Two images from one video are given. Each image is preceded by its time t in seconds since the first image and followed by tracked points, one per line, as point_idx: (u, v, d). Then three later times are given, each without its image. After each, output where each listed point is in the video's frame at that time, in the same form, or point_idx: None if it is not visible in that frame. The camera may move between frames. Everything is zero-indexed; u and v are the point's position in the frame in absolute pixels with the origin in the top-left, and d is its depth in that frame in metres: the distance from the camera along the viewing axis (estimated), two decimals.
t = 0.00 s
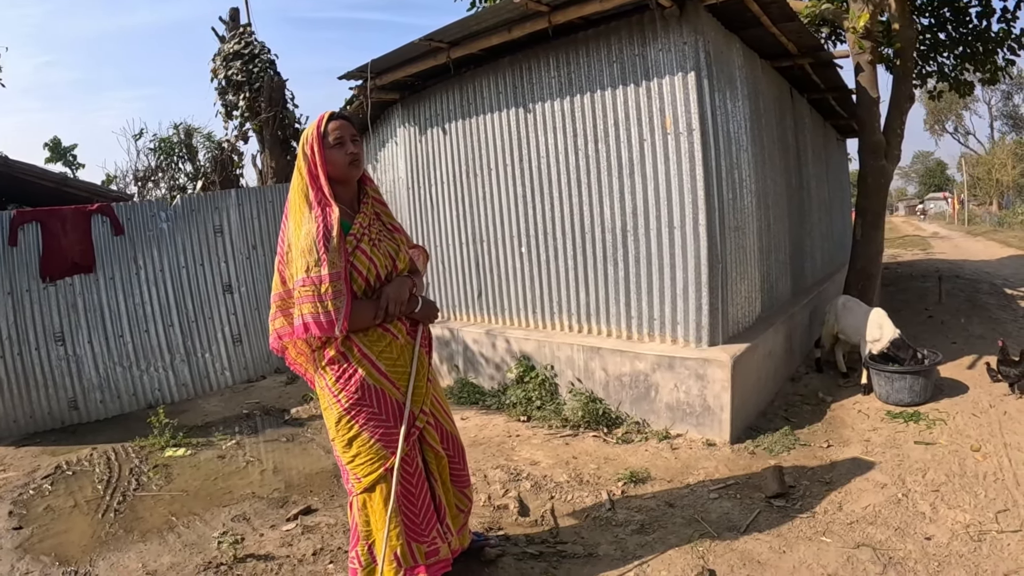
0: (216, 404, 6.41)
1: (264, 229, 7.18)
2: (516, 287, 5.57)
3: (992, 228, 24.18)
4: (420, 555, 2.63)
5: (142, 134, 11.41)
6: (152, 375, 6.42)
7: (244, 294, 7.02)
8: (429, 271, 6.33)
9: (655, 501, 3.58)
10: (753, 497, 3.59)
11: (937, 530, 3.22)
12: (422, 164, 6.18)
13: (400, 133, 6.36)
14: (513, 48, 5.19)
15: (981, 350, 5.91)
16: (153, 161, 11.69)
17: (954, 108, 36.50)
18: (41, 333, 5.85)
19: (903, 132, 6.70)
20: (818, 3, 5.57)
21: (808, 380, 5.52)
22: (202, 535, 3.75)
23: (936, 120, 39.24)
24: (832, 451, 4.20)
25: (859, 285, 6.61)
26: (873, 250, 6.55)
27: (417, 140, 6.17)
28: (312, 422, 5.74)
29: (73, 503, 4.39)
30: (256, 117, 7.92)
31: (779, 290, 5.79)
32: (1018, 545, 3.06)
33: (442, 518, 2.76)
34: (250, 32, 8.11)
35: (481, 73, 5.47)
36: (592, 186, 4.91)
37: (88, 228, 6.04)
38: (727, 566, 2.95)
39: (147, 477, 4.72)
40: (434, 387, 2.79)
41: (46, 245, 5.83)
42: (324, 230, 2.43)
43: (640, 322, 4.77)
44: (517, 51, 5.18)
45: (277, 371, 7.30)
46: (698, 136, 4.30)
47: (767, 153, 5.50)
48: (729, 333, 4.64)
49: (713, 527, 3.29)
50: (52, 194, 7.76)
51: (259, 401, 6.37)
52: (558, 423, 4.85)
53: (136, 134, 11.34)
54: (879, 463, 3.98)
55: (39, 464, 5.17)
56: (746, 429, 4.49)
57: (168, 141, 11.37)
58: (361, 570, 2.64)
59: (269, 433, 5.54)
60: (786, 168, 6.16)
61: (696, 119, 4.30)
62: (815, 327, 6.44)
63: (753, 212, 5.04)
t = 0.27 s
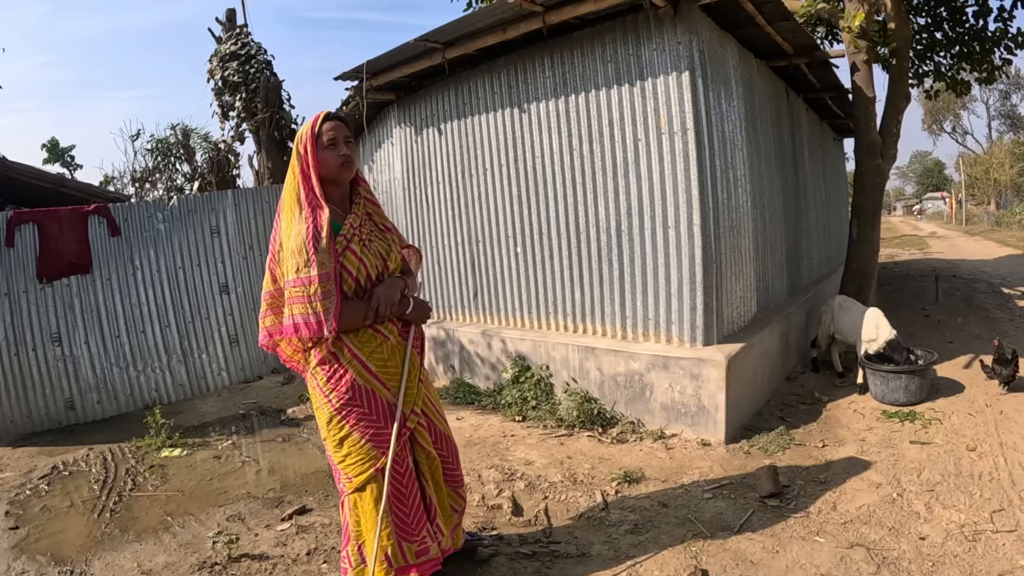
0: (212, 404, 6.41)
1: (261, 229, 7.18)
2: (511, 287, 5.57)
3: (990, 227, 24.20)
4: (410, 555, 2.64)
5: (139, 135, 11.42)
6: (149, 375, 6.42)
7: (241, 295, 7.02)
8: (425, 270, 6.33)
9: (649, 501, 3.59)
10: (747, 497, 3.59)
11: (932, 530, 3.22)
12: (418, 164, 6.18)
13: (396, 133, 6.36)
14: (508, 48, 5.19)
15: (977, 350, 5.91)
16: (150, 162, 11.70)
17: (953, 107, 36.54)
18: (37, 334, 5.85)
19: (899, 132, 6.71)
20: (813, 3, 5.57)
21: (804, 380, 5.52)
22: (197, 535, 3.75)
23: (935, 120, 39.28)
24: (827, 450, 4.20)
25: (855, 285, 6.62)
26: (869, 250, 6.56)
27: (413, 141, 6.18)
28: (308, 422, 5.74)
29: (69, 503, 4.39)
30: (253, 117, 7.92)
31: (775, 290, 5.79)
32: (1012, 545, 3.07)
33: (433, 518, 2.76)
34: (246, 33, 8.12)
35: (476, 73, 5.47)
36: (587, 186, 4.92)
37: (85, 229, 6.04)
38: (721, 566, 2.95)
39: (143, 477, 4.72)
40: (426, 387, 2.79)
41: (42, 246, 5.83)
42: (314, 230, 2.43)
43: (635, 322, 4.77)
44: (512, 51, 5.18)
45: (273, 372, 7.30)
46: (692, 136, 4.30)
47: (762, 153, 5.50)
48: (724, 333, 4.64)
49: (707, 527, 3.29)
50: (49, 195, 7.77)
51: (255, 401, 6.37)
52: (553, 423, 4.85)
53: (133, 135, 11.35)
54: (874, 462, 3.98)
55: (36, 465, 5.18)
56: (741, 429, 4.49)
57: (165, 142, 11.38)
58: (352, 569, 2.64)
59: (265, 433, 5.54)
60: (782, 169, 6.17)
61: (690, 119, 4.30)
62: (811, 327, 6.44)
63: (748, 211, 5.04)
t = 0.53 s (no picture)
0: (212, 405, 6.41)
1: (260, 230, 7.18)
2: (511, 287, 5.57)
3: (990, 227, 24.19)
4: (405, 559, 2.63)
5: (139, 135, 11.43)
6: (148, 376, 6.42)
7: (240, 296, 7.02)
8: (424, 271, 6.33)
9: (649, 503, 3.58)
10: (747, 498, 3.59)
11: (932, 531, 3.22)
12: (417, 165, 6.18)
13: (395, 134, 6.36)
14: (507, 48, 5.19)
15: (977, 350, 5.91)
16: (150, 163, 11.71)
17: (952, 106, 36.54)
18: (37, 336, 5.85)
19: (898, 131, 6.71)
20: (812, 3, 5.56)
21: (803, 380, 5.52)
22: (196, 536, 3.75)
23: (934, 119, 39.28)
24: (827, 451, 4.20)
25: (855, 285, 6.62)
26: (869, 250, 6.55)
27: (412, 141, 6.18)
28: (307, 423, 5.74)
29: (69, 504, 4.39)
30: (252, 118, 7.92)
31: (774, 290, 5.79)
32: (1012, 546, 3.06)
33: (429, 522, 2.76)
34: (245, 34, 8.12)
35: (475, 74, 5.47)
36: (587, 187, 4.91)
37: (84, 230, 6.04)
38: (720, 567, 2.95)
39: (142, 479, 4.72)
40: (424, 391, 2.78)
41: (41, 247, 5.82)
42: (310, 233, 2.43)
43: (634, 322, 4.77)
44: (511, 52, 5.18)
45: (273, 373, 7.30)
46: (692, 136, 4.30)
47: (761, 153, 5.50)
48: (724, 334, 4.64)
49: (706, 528, 3.29)
50: (48, 196, 7.77)
51: (255, 403, 6.37)
52: (553, 424, 4.86)
53: (132, 136, 11.36)
54: (874, 463, 3.98)
55: (35, 466, 5.18)
56: (741, 429, 4.49)
57: (165, 142, 11.39)
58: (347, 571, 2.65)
59: (265, 434, 5.54)
60: (781, 169, 6.17)
61: (689, 119, 4.30)
62: (811, 327, 6.43)
63: (747, 212, 5.04)
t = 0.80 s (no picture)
0: (213, 406, 6.40)
1: (260, 231, 7.18)
2: (512, 288, 5.57)
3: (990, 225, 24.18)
4: (408, 561, 2.62)
5: (139, 136, 11.44)
6: (149, 377, 6.42)
7: (240, 296, 7.03)
8: (424, 271, 6.32)
9: (651, 503, 3.58)
10: (749, 498, 3.59)
11: (935, 531, 3.22)
12: (418, 166, 6.17)
13: (395, 134, 6.35)
14: (507, 48, 5.19)
15: (979, 349, 5.90)
16: (150, 163, 11.71)
17: (952, 105, 36.53)
18: (37, 337, 5.85)
19: (899, 130, 6.70)
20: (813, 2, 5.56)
21: (805, 380, 5.52)
22: (198, 538, 3.75)
23: (934, 118, 39.27)
24: (829, 451, 4.19)
25: (856, 284, 6.61)
26: (870, 249, 6.55)
27: (412, 142, 6.17)
28: (308, 424, 5.73)
29: (70, 506, 4.39)
30: (252, 119, 7.92)
31: (776, 289, 5.78)
32: (1016, 546, 3.06)
33: (431, 524, 2.75)
34: (245, 34, 8.12)
35: (476, 74, 5.47)
36: (588, 187, 4.91)
37: (84, 231, 6.03)
38: (723, 568, 2.94)
39: (144, 480, 4.71)
40: (425, 392, 2.77)
41: (42, 248, 5.81)
42: (309, 233, 2.42)
43: (636, 322, 4.76)
44: (512, 52, 5.17)
45: (274, 374, 7.30)
46: (693, 136, 4.29)
47: (763, 153, 5.50)
48: (726, 334, 4.64)
49: (708, 528, 3.29)
50: (48, 197, 7.78)
51: (256, 403, 6.37)
52: (555, 424, 4.85)
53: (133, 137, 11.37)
54: (876, 463, 3.97)
55: (36, 468, 5.18)
56: (742, 429, 4.49)
57: (165, 143, 11.40)
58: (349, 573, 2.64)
59: (267, 435, 5.54)
60: (782, 168, 6.16)
61: (691, 119, 4.29)
62: (812, 327, 6.43)
63: (748, 211, 5.03)
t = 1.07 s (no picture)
0: (217, 407, 6.41)
1: (263, 231, 7.18)
2: (515, 288, 5.56)
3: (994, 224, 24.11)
4: (414, 562, 2.62)
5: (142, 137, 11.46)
6: (153, 378, 6.43)
7: (243, 297, 7.03)
8: (428, 272, 6.32)
9: (655, 503, 3.57)
10: (753, 498, 3.58)
11: (939, 531, 3.21)
12: (421, 166, 6.17)
13: (398, 134, 6.35)
14: (510, 48, 5.19)
15: (983, 348, 5.88)
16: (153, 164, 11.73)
17: (955, 104, 36.45)
18: (41, 338, 5.86)
19: (903, 129, 6.68)
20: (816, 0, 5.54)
21: (809, 380, 5.51)
22: (201, 539, 3.75)
23: (937, 116, 39.18)
24: (833, 451, 4.19)
25: (859, 283, 6.60)
26: (874, 248, 6.53)
27: (415, 142, 6.17)
28: (312, 424, 5.73)
29: (73, 507, 4.40)
30: (255, 119, 7.93)
31: (779, 289, 5.77)
32: (1021, 546, 3.05)
33: (436, 525, 2.75)
34: (247, 35, 8.12)
35: (478, 74, 5.47)
36: (591, 187, 4.90)
37: (87, 232, 6.04)
38: (727, 568, 2.94)
39: (147, 481, 4.72)
40: (429, 392, 2.77)
41: (45, 249, 5.82)
42: (313, 234, 2.42)
43: (639, 322, 4.76)
44: (515, 52, 5.17)
45: (277, 374, 7.31)
46: (697, 136, 4.29)
47: (766, 152, 5.49)
48: (729, 333, 4.63)
49: (712, 529, 3.28)
50: (50, 198, 7.80)
51: (259, 404, 6.37)
52: (559, 424, 4.84)
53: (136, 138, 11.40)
54: (880, 463, 3.96)
55: (40, 469, 5.19)
56: (746, 429, 4.48)
57: (168, 144, 11.42)
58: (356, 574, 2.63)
59: (270, 435, 5.54)
60: (785, 167, 6.15)
61: (694, 118, 4.28)
62: (816, 326, 6.42)
63: (752, 211, 5.02)
